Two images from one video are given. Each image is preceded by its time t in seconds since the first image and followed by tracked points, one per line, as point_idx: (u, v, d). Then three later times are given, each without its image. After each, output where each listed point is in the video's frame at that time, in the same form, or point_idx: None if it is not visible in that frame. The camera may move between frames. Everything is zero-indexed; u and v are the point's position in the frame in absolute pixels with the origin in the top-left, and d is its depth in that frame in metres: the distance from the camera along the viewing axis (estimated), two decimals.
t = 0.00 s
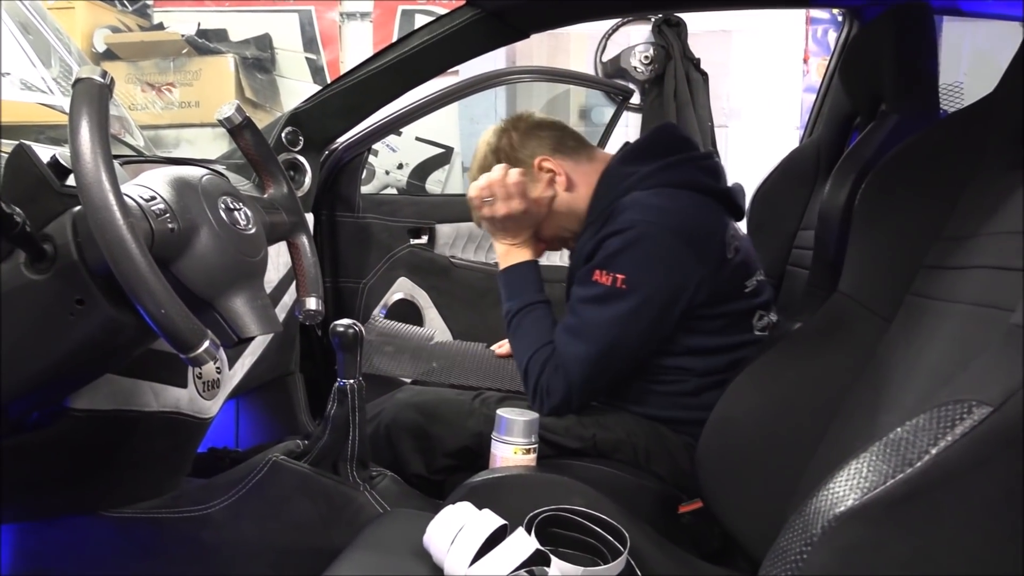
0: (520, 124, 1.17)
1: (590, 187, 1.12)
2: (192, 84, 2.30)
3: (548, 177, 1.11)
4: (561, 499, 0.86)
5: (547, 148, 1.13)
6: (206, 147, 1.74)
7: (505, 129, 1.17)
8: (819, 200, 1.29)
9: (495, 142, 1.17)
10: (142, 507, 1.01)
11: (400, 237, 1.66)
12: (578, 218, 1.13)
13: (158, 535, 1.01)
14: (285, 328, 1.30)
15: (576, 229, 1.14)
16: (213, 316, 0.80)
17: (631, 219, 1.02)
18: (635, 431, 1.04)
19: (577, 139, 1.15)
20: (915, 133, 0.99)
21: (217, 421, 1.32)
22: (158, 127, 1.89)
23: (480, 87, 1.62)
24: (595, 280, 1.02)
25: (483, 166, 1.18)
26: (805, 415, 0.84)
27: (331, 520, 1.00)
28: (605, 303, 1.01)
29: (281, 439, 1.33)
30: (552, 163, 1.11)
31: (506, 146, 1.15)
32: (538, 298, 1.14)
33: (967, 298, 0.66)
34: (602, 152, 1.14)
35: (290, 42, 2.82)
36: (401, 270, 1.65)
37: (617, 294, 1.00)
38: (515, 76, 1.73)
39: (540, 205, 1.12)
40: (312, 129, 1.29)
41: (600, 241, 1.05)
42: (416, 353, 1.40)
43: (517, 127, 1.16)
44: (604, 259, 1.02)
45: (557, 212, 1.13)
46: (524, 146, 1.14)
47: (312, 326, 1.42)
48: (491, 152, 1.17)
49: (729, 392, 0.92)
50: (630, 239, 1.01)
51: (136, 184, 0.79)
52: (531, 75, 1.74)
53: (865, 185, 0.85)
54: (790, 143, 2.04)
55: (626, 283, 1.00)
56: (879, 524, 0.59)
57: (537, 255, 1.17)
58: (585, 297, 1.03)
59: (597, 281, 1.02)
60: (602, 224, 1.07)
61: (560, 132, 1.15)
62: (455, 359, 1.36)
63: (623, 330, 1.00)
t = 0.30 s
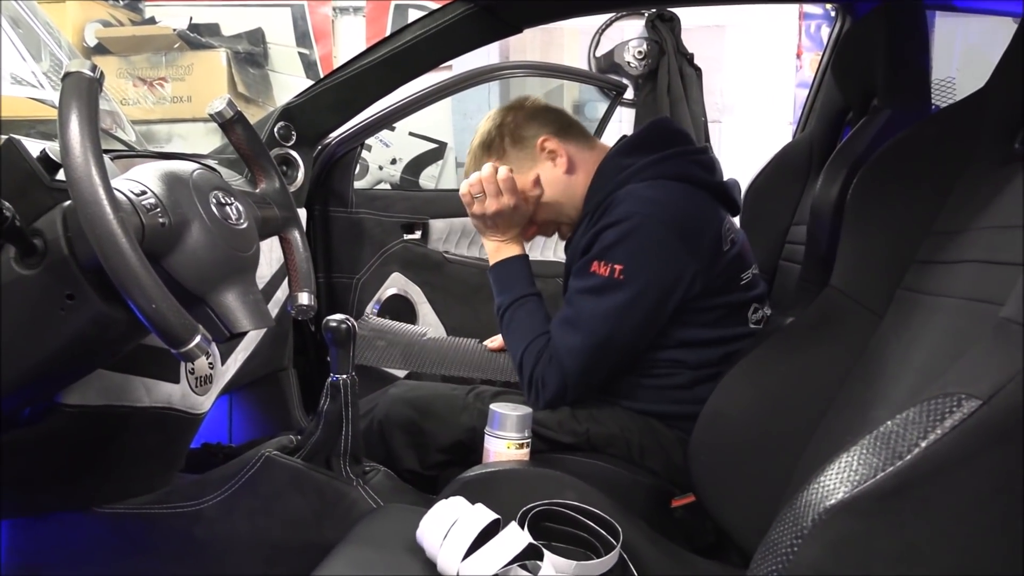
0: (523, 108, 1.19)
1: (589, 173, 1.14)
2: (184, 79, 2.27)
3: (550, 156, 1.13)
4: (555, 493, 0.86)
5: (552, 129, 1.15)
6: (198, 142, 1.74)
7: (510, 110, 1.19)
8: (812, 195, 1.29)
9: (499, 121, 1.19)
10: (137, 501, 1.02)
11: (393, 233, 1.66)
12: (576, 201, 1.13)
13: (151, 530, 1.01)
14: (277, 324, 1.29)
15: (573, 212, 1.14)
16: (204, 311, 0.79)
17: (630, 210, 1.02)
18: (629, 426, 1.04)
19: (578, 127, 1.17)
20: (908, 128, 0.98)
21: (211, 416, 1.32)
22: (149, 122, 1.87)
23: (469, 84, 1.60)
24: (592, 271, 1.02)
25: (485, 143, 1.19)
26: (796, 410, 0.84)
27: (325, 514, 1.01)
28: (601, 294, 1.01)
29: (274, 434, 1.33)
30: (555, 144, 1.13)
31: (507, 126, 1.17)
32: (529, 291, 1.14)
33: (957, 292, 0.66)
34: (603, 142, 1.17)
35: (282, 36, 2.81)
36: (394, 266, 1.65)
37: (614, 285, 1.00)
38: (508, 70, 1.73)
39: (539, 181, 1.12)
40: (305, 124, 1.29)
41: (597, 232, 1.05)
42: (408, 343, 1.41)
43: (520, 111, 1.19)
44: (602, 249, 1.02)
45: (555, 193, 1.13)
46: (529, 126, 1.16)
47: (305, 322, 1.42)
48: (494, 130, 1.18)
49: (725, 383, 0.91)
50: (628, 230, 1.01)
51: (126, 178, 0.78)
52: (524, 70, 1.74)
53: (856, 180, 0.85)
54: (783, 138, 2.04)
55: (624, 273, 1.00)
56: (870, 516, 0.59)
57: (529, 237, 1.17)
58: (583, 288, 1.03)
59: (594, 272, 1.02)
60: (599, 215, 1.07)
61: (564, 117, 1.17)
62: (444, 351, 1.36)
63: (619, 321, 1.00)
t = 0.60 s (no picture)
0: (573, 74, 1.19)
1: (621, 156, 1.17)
2: (180, 75, 2.28)
3: (589, 127, 1.15)
4: (550, 490, 0.87)
5: (598, 104, 1.16)
6: (194, 139, 1.73)
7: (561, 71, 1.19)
8: (806, 192, 1.29)
9: (548, 79, 1.19)
10: (133, 499, 1.02)
11: (389, 230, 1.66)
12: (601, 179, 1.16)
13: (146, 527, 1.01)
14: (273, 321, 1.30)
15: (594, 189, 1.16)
16: (200, 308, 0.80)
17: (666, 186, 1.02)
18: (625, 422, 1.05)
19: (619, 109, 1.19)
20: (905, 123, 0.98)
21: (205, 415, 1.32)
22: (144, 119, 1.87)
23: (468, 79, 1.61)
24: (631, 244, 1.02)
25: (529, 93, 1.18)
26: (789, 407, 0.85)
27: (322, 510, 1.02)
28: (641, 267, 1.00)
29: (270, 432, 1.33)
30: (595, 118, 1.15)
31: (555, 86, 1.17)
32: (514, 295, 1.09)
33: (950, 290, 0.67)
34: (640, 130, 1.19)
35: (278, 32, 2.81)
36: (390, 263, 1.65)
37: (655, 256, 1.00)
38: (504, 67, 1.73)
39: (572, 148, 1.14)
40: (301, 121, 1.28)
41: (632, 210, 1.05)
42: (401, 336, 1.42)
43: (570, 76, 1.19)
44: (641, 223, 1.02)
45: (580, 167, 1.15)
46: (577, 92, 1.16)
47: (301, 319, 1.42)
48: (541, 85, 1.18)
49: (718, 382, 0.92)
50: (666, 204, 1.01)
51: (121, 175, 0.78)
52: (520, 67, 1.74)
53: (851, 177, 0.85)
54: (779, 135, 2.04)
55: (665, 245, 1.00)
56: (862, 513, 0.60)
57: (542, 201, 1.19)
58: (620, 262, 1.02)
59: (633, 245, 1.01)
60: (631, 193, 1.08)
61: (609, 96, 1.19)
62: (439, 347, 1.37)
63: (657, 293, 1.00)
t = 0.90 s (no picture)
0: (637, 49, 1.20)
1: (651, 141, 1.20)
2: (175, 74, 2.28)
3: (632, 105, 1.17)
4: (545, 489, 0.87)
5: (651, 88, 1.18)
6: (189, 137, 1.73)
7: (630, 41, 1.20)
8: (803, 192, 1.29)
9: (613, 44, 1.20)
10: (128, 498, 1.01)
11: (385, 229, 1.65)
12: (624, 155, 1.19)
13: (140, 526, 1.01)
14: (269, 320, 1.29)
15: (613, 163, 1.20)
16: (195, 308, 0.80)
17: (698, 179, 1.02)
18: (622, 422, 1.06)
19: (668, 96, 1.20)
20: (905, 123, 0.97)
21: (201, 415, 1.33)
22: (140, 117, 1.87)
23: (466, 79, 1.63)
24: (684, 242, 1.00)
25: (590, 49, 1.19)
26: (785, 408, 0.85)
27: (317, 510, 1.02)
28: (700, 264, 0.99)
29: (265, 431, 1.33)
30: (641, 97, 1.17)
31: (618, 55, 1.18)
32: (534, 359, 1.10)
33: (945, 291, 0.67)
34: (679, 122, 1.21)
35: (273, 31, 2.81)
36: (386, 262, 1.65)
37: (708, 252, 1.00)
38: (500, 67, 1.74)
39: (608, 116, 1.17)
40: (297, 120, 1.28)
41: (661, 206, 1.04)
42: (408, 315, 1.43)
43: (636, 50, 1.20)
44: (687, 220, 1.01)
45: (609, 137, 1.18)
46: (636, 67, 1.18)
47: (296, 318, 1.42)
48: (605, 47, 1.19)
49: (712, 381, 0.90)
50: (704, 198, 1.01)
51: (117, 175, 0.78)
52: (516, 66, 1.74)
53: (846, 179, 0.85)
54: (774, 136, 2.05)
55: (716, 241, 1.00)
56: (857, 514, 0.60)
57: (562, 156, 1.24)
58: (671, 262, 1.00)
59: (686, 244, 1.00)
60: (658, 188, 1.08)
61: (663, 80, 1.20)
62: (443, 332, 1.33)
63: (717, 289, 1.00)
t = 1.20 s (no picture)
0: (657, 44, 1.20)
1: (657, 137, 1.20)
2: (172, 72, 2.28)
3: (646, 98, 1.17)
4: (541, 490, 0.87)
5: (665, 85, 1.18)
6: (186, 136, 1.72)
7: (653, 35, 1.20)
8: (800, 194, 1.29)
9: (636, 34, 1.19)
10: (122, 497, 1.01)
11: (382, 228, 1.65)
12: (629, 147, 1.20)
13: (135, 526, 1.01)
14: (266, 319, 1.29)
15: (616, 152, 1.20)
16: (191, 307, 0.79)
17: (697, 179, 1.02)
18: (617, 423, 1.06)
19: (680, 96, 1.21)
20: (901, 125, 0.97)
21: (196, 413, 1.31)
22: (137, 116, 1.87)
23: (463, 79, 1.64)
24: (676, 239, 1.00)
25: (613, 34, 1.19)
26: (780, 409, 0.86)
27: (312, 510, 1.02)
28: (693, 262, 0.99)
29: (261, 430, 1.33)
30: (657, 92, 1.17)
31: (639, 47, 1.18)
32: (517, 356, 1.08)
33: (941, 293, 0.67)
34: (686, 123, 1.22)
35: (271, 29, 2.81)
36: (383, 262, 1.66)
37: (702, 251, 0.99)
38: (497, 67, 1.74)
39: (621, 105, 1.17)
40: (294, 119, 1.28)
41: (660, 204, 1.04)
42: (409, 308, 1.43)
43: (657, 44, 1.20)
44: (683, 218, 1.01)
45: (618, 126, 1.18)
46: (655, 61, 1.18)
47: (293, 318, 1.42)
48: (628, 35, 1.19)
49: (708, 382, 0.90)
50: (702, 198, 1.01)
51: (113, 173, 0.78)
52: (513, 66, 1.74)
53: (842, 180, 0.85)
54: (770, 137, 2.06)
55: (710, 241, 1.00)
56: (852, 515, 0.60)
57: (566, 136, 1.23)
58: (664, 259, 1.00)
59: (681, 241, 1.00)
60: (659, 187, 1.08)
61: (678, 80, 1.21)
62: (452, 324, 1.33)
63: (711, 288, 0.99)
